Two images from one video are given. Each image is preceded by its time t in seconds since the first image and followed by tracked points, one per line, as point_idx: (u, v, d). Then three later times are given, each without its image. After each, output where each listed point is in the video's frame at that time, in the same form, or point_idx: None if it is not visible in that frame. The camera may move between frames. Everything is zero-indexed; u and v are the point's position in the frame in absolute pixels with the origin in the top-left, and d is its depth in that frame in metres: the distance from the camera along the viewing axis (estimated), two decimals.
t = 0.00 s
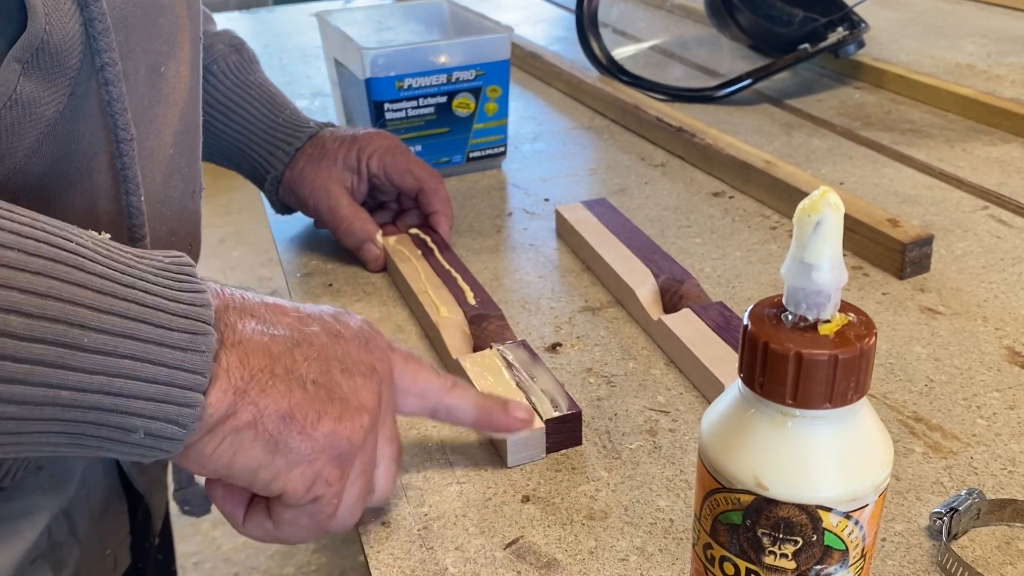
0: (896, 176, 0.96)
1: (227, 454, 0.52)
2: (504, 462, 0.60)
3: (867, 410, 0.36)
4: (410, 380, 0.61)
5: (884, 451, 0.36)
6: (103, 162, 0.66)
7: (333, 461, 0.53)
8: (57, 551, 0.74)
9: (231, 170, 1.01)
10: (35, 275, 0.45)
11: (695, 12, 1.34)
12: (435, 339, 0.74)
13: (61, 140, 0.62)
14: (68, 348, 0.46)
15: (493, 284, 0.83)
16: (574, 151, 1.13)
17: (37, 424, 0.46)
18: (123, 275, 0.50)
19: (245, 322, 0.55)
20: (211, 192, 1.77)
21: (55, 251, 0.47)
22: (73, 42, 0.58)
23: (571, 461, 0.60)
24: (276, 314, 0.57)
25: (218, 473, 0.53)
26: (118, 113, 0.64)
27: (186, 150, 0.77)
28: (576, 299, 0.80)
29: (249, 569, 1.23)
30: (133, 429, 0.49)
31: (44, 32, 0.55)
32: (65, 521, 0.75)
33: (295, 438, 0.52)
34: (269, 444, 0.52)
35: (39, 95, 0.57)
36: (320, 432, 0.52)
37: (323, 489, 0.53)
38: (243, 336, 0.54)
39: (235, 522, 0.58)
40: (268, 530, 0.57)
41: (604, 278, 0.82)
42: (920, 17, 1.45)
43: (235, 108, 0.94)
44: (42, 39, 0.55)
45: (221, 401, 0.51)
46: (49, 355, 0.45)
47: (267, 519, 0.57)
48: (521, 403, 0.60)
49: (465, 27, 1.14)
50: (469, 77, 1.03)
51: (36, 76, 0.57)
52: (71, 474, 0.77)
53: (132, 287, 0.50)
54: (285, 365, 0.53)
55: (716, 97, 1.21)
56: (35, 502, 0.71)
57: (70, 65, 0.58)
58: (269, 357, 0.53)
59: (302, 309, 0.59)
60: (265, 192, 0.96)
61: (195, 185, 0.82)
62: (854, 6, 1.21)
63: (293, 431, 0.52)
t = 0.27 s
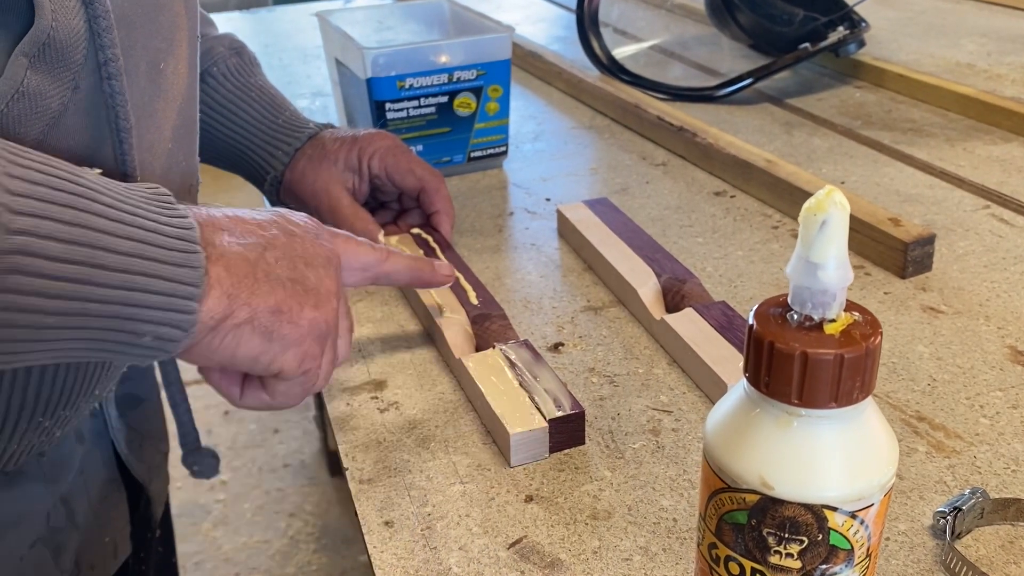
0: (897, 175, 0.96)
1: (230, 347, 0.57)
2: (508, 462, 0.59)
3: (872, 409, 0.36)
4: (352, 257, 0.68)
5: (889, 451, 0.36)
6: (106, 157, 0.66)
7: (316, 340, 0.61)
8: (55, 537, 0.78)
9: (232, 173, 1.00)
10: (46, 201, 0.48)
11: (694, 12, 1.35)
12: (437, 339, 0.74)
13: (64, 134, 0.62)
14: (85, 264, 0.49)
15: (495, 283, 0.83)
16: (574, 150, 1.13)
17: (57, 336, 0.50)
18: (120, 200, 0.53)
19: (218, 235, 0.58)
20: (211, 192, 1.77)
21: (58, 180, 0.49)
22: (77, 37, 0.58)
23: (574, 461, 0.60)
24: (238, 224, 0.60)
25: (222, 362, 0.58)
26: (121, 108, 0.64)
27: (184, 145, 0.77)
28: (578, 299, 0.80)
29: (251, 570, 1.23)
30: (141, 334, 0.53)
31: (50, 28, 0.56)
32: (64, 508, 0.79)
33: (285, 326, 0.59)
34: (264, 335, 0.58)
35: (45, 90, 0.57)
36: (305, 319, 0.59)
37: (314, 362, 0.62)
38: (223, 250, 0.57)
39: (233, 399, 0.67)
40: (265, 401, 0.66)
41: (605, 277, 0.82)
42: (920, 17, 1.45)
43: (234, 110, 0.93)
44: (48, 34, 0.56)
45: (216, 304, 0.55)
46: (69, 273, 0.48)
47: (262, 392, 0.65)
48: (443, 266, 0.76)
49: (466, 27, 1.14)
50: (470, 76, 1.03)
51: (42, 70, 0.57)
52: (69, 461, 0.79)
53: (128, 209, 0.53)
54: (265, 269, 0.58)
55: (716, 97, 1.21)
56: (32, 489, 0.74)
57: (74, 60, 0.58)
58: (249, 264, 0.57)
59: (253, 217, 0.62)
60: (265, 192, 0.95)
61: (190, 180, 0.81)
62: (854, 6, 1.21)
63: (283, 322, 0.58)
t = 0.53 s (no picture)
0: (892, 175, 0.96)
1: (239, 323, 0.62)
2: (502, 462, 0.60)
3: (862, 408, 0.36)
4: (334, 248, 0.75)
5: (878, 450, 0.36)
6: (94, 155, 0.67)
7: (313, 320, 0.66)
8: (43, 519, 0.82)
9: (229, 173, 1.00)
10: (79, 187, 0.52)
11: (691, 12, 1.39)
12: (432, 339, 0.74)
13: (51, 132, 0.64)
14: (115, 245, 0.53)
15: (490, 283, 0.83)
16: (571, 150, 1.13)
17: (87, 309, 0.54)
18: (140, 187, 0.57)
19: (224, 224, 0.63)
20: (209, 193, 1.77)
21: (88, 169, 0.53)
22: (66, 40, 0.61)
23: (568, 461, 0.60)
24: (240, 215, 0.65)
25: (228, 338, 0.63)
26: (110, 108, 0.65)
27: (170, 143, 0.75)
28: (574, 299, 0.80)
29: (249, 569, 1.23)
30: (162, 309, 0.57)
31: (39, 29, 0.58)
32: (51, 494, 0.83)
33: (287, 306, 0.63)
34: (269, 313, 0.62)
35: (32, 88, 0.60)
36: (305, 300, 0.64)
37: (313, 339, 0.66)
38: (231, 237, 0.62)
39: (234, 374, 0.69)
40: (265, 375, 0.69)
41: (601, 277, 0.82)
42: (917, 17, 1.45)
43: (229, 110, 0.93)
44: (37, 35, 0.58)
45: (228, 284, 0.60)
46: (101, 253, 0.53)
47: (262, 367, 0.68)
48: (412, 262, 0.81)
49: (462, 28, 1.14)
50: (466, 77, 1.04)
51: (30, 70, 0.59)
52: (56, 447, 0.84)
53: (149, 196, 0.57)
54: (270, 255, 0.63)
55: (713, 97, 1.21)
56: (19, 474, 0.80)
57: (61, 60, 0.61)
58: (256, 250, 0.63)
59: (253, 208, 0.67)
60: (259, 191, 0.96)
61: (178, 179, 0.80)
62: (850, 6, 1.21)
63: (286, 301, 0.63)
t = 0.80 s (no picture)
0: (889, 174, 0.96)
1: (214, 349, 0.61)
2: (498, 462, 0.60)
3: (855, 408, 0.36)
4: (333, 267, 0.73)
5: (871, 449, 0.36)
6: (79, 160, 0.67)
7: (295, 345, 0.65)
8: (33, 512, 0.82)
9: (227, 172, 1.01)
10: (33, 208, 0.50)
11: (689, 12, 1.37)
12: (428, 339, 0.75)
13: (43, 134, 0.64)
14: (72, 267, 0.52)
15: (487, 284, 0.83)
16: (567, 151, 1.13)
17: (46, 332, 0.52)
18: (109, 206, 0.55)
19: (208, 243, 0.61)
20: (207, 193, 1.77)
21: (49, 189, 0.52)
22: (54, 43, 0.61)
23: (563, 461, 0.60)
24: (228, 233, 0.64)
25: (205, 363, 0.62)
26: (94, 111, 0.66)
27: (162, 144, 0.76)
28: (570, 299, 0.80)
29: (247, 569, 1.23)
30: (127, 332, 0.56)
31: (28, 34, 0.59)
32: (44, 486, 0.83)
33: (266, 333, 0.63)
34: (246, 339, 0.62)
35: (22, 92, 0.60)
36: (285, 326, 0.64)
37: (294, 365, 0.66)
38: (212, 258, 0.60)
39: (215, 396, 0.70)
40: (245, 400, 0.70)
41: (597, 277, 0.82)
42: (914, 16, 1.45)
43: (227, 110, 0.93)
44: (25, 40, 0.59)
45: (204, 309, 0.59)
46: (56, 276, 0.51)
47: (242, 392, 0.69)
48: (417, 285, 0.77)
49: (459, 28, 1.14)
50: (463, 77, 1.04)
51: (20, 74, 0.60)
52: (49, 442, 0.85)
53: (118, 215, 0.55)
54: (249, 277, 0.62)
55: (709, 97, 1.21)
56: (16, 469, 0.80)
57: (50, 64, 0.61)
58: (236, 272, 0.61)
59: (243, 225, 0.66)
60: (254, 191, 0.96)
61: (171, 177, 0.80)
62: (847, 6, 1.21)
63: (264, 327, 0.62)
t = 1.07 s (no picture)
0: (885, 174, 0.96)
1: (207, 346, 0.59)
2: (493, 461, 0.60)
3: (846, 406, 0.36)
4: (324, 265, 0.70)
5: (862, 447, 0.36)
6: (70, 166, 0.67)
7: (291, 338, 0.63)
8: (30, 512, 0.83)
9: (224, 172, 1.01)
10: (12, 210, 0.50)
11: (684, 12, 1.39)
12: (424, 339, 0.75)
13: (30, 139, 0.65)
14: (52, 268, 0.51)
15: (483, 283, 0.84)
16: (564, 150, 1.13)
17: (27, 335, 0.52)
18: (94, 208, 0.55)
19: (194, 242, 0.60)
20: (205, 193, 1.77)
21: (31, 190, 0.51)
22: (41, 50, 0.61)
23: (559, 460, 0.60)
24: (213, 232, 0.62)
25: (199, 362, 0.60)
26: (82, 117, 0.66)
27: (155, 147, 0.76)
28: (566, 299, 0.80)
29: (245, 570, 1.23)
30: (112, 335, 0.55)
31: (15, 44, 0.58)
32: (39, 485, 0.84)
33: (260, 326, 0.61)
34: (240, 334, 0.60)
35: (9, 99, 0.60)
36: (278, 318, 0.62)
37: (292, 358, 0.64)
38: (198, 255, 0.59)
39: (217, 397, 0.68)
40: (246, 399, 0.68)
41: (593, 277, 0.82)
42: (911, 15, 1.46)
43: (224, 108, 0.94)
44: (13, 50, 0.58)
45: (193, 306, 0.57)
46: (35, 278, 0.50)
47: (243, 390, 0.67)
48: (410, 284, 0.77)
49: (456, 28, 1.14)
50: (459, 77, 1.04)
51: (7, 82, 0.60)
52: (44, 442, 0.85)
53: (102, 216, 0.55)
54: (239, 272, 0.60)
55: (706, 97, 1.21)
56: (12, 468, 0.81)
57: (37, 71, 0.61)
58: (224, 267, 0.60)
59: (230, 225, 0.65)
60: (250, 190, 0.96)
61: (164, 180, 0.80)
62: (844, 5, 1.21)
63: (257, 320, 0.60)
